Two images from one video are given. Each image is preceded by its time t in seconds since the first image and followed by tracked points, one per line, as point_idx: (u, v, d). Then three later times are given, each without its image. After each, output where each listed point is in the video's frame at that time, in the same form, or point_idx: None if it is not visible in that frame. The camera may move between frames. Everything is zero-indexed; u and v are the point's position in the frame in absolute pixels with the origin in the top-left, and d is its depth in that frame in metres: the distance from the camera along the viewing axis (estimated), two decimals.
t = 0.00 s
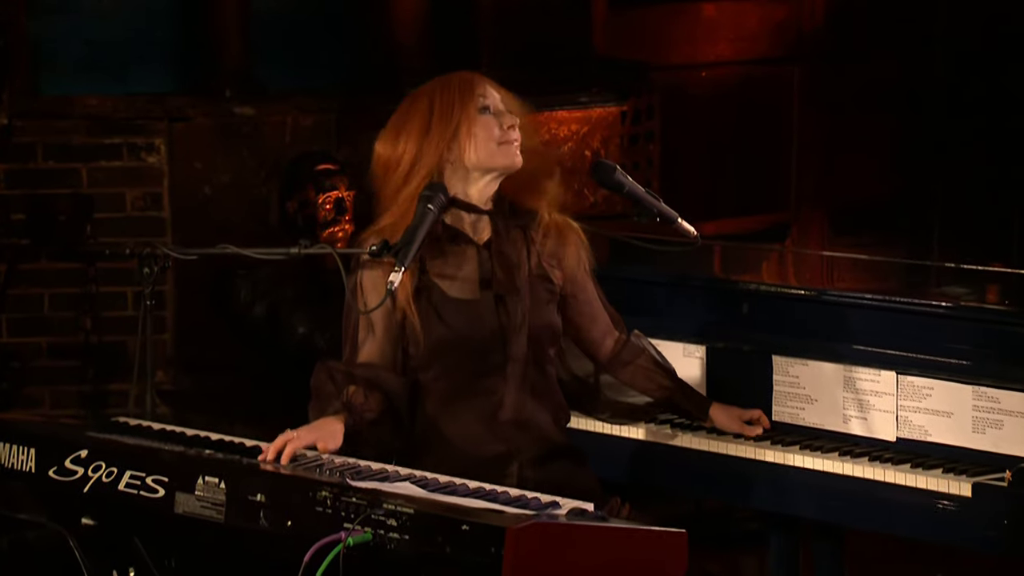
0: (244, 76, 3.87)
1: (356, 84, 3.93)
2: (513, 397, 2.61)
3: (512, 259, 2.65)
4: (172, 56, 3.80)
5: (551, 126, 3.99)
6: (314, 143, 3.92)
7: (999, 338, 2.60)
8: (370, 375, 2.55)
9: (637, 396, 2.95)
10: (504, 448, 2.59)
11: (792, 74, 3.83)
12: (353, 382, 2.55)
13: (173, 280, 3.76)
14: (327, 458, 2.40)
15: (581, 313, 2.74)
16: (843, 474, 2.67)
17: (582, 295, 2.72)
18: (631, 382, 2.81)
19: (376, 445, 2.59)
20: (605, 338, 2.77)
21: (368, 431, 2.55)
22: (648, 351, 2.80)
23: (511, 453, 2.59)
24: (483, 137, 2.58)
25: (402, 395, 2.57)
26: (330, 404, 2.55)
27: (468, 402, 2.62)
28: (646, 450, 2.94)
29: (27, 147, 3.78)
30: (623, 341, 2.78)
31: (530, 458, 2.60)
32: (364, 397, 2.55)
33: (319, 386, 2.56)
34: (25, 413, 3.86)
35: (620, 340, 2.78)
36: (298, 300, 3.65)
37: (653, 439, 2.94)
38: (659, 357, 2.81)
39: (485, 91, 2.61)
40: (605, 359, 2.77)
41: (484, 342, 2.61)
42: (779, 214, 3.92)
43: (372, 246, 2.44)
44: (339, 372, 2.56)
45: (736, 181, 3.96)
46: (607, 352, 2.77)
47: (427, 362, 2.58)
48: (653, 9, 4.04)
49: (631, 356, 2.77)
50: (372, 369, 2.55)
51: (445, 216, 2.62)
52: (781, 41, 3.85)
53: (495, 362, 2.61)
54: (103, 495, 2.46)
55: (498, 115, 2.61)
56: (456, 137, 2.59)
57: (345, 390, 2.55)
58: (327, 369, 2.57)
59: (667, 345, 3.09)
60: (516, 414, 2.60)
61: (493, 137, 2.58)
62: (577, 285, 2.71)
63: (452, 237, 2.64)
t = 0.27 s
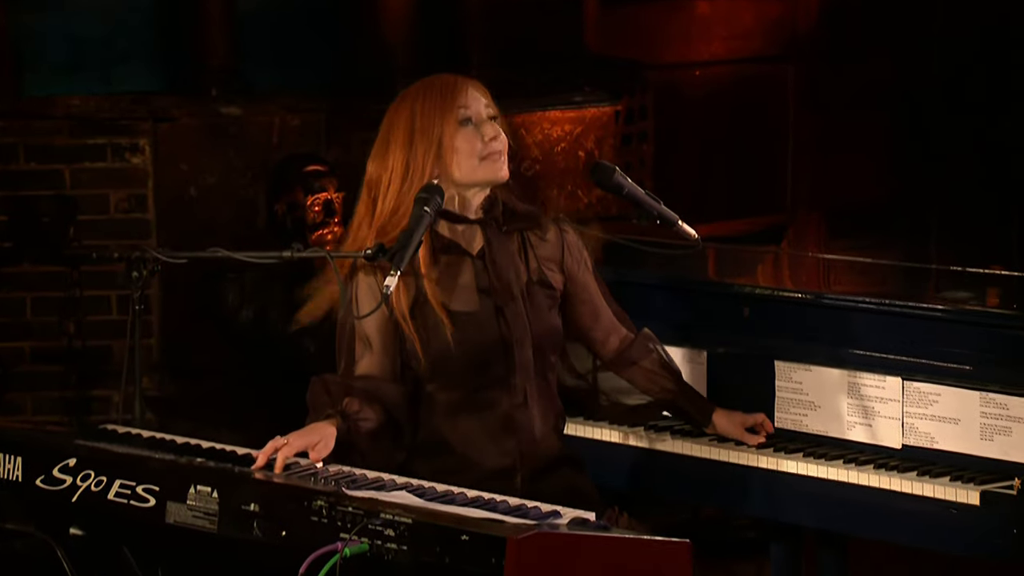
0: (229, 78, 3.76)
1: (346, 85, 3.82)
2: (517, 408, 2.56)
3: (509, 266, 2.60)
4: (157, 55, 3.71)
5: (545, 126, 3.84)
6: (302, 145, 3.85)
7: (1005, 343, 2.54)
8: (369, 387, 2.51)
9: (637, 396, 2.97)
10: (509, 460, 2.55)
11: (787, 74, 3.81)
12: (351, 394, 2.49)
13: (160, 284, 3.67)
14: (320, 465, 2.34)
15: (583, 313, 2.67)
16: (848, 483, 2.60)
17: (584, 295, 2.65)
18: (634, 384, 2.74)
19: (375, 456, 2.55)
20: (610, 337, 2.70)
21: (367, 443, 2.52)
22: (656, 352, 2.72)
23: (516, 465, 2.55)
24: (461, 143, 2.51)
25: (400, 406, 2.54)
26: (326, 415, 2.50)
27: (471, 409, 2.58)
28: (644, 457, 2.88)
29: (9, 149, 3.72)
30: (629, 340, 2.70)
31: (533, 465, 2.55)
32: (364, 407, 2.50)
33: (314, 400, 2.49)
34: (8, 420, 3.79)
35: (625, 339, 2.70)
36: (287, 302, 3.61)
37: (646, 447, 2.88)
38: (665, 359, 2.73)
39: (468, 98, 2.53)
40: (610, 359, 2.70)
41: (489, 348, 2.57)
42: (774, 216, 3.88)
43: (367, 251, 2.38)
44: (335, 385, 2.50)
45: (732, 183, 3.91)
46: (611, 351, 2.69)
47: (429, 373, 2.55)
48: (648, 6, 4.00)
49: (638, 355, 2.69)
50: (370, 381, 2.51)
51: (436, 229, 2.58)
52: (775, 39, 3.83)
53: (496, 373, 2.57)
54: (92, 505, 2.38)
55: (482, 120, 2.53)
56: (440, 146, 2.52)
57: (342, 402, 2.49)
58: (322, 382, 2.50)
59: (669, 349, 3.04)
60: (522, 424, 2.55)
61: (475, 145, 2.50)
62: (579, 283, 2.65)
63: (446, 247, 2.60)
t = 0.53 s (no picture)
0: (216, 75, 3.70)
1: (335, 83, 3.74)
2: (521, 410, 2.50)
3: (511, 268, 2.52)
4: (142, 53, 3.64)
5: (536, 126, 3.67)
6: (289, 144, 3.77)
7: (1013, 348, 2.50)
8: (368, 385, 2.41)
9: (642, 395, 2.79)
10: (507, 465, 2.50)
11: (782, 72, 3.79)
12: (350, 394, 2.40)
13: (146, 286, 3.65)
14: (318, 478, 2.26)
15: (592, 312, 2.60)
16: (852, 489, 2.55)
17: (592, 293, 2.59)
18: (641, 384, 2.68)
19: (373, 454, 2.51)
20: (616, 334, 2.62)
21: (366, 444, 2.42)
22: (663, 351, 2.66)
23: (513, 471, 2.50)
24: (425, 167, 2.45)
25: (402, 405, 2.45)
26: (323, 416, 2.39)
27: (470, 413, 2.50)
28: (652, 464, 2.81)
29: None
30: (637, 336, 2.64)
31: (531, 472, 2.51)
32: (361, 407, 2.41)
33: (312, 400, 2.39)
34: None
35: (633, 335, 2.63)
36: (274, 307, 3.48)
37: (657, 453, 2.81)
38: (671, 356, 2.68)
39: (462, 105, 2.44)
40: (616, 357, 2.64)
41: (488, 351, 2.49)
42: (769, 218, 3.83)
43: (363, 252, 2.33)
44: (334, 384, 2.41)
45: (727, 183, 3.86)
46: (619, 349, 2.63)
47: (431, 372, 2.46)
48: (642, 4, 3.98)
49: (646, 354, 2.63)
50: (369, 380, 2.41)
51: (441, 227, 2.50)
52: (770, 36, 3.80)
53: (498, 376, 2.50)
54: (81, 514, 2.31)
55: (450, 134, 2.44)
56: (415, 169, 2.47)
57: (341, 404, 2.40)
58: (321, 380, 2.41)
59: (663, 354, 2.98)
60: (524, 425, 2.51)
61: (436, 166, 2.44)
62: (587, 282, 2.58)
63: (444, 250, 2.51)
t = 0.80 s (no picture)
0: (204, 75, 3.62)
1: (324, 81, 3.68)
2: (520, 414, 2.47)
3: (513, 270, 2.51)
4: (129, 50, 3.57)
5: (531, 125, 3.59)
6: (276, 145, 3.70)
7: None
8: (367, 384, 2.39)
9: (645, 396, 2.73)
10: (503, 471, 2.45)
11: (779, 70, 3.76)
12: (347, 393, 2.38)
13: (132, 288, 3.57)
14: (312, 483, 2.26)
15: (600, 314, 2.59)
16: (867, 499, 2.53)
17: (601, 296, 2.57)
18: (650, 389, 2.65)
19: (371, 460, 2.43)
20: (628, 337, 2.62)
21: (362, 448, 2.41)
22: (673, 356, 2.64)
23: (508, 479, 2.46)
24: (417, 167, 2.41)
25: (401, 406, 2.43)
26: (321, 418, 2.38)
27: (470, 417, 2.47)
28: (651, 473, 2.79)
29: None
30: (649, 340, 2.63)
31: (530, 481, 2.47)
32: (359, 410, 2.40)
33: (311, 399, 2.38)
34: None
35: (645, 339, 2.63)
36: (262, 310, 3.45)
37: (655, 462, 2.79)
38: (681, 362, 2.64)
39: (466, 104, 2.41)
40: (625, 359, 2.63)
41: (489, 355, 2.46)
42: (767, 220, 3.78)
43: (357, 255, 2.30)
44: (332, 383, 2.39)
45: (724, 184, 3.82)
46: (628, 352, 2.62)
47: (430, 371, 2.45)
48: (638, 3, 3.86)
49: (654, 359, 2.61)
50: (367, 379, 2.39)
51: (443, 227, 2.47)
52: (769, 34, 3.75)
53: (497, 379, 2.46)
54: (69, 523, 2.23)
55: (441, 137, 2.39)
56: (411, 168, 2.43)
57: (337, 404, 2.38)
58: (319, 379, 2.38)
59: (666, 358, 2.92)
60: (521, 432, 2.46)
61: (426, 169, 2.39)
62: (597, 285, 2.57)
63: (446, 248, 2.48)
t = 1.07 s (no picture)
0: (192, 76, 3.57)
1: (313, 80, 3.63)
2: (514, 422, 2.40)
3: (508, 275, 2.46)
4: (116, 51, 3.52)
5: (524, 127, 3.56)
6: (264, 146, 3.63)
7: None
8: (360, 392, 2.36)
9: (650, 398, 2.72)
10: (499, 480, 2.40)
11: (775, 69, 3.64)
12: (340, 402, 2.35)
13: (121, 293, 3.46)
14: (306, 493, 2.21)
15: (603, 319, 2.56)
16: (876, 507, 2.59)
17: (602, 300, 2.53)
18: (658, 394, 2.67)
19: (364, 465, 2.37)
20: (633, 341, 2.59)
21: (356, 457, 2.37)
22: (677, 359, 2.63)
23: (503, 487, 2.41)
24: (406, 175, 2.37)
25: (398, 412, 2.38)
26: (316, 426, 2.35)
27: (467, 424, 2.42)
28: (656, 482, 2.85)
29: None
30: (655, 344, 2.61)
31: (529, 490, 2.42)
32: (354, 419, 2.37)
33: (305, 407, 2.36)
34: None
35: (650, 343, 2.60)
36: (251, 315, 3.40)
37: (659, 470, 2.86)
38: (688, 367, 2.65)
39: (455, 108, 2.36)
40: (630, 364, 2.61)
41: (484, 362, 2.41)
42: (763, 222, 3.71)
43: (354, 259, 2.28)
44: (326, 391, 2.36)
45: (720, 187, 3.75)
46: (633, 357, 2.60)
47: (424, 377, 2.39)
48: None
49: (659, 365, 2.61)
50: (361, 387, 2.35)
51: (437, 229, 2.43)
52: (767, 34, 3.64)
53: (494, 385, 2.41)
54: (60, 533, 2.20)
55: (429, 143, 2.35)
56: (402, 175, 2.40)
57: (332, 411, 2.36)
58: (313, 387, 2.36)
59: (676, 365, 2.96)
60: (515, 441, 2.40)
61: (414, 176, 2.35)
62: (598, 290, 2.52)
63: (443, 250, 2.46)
